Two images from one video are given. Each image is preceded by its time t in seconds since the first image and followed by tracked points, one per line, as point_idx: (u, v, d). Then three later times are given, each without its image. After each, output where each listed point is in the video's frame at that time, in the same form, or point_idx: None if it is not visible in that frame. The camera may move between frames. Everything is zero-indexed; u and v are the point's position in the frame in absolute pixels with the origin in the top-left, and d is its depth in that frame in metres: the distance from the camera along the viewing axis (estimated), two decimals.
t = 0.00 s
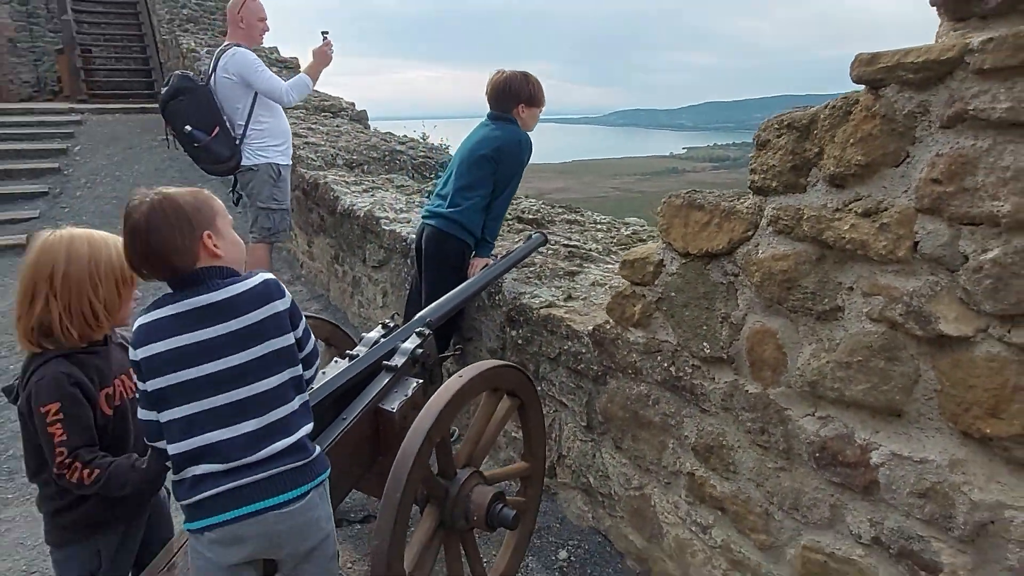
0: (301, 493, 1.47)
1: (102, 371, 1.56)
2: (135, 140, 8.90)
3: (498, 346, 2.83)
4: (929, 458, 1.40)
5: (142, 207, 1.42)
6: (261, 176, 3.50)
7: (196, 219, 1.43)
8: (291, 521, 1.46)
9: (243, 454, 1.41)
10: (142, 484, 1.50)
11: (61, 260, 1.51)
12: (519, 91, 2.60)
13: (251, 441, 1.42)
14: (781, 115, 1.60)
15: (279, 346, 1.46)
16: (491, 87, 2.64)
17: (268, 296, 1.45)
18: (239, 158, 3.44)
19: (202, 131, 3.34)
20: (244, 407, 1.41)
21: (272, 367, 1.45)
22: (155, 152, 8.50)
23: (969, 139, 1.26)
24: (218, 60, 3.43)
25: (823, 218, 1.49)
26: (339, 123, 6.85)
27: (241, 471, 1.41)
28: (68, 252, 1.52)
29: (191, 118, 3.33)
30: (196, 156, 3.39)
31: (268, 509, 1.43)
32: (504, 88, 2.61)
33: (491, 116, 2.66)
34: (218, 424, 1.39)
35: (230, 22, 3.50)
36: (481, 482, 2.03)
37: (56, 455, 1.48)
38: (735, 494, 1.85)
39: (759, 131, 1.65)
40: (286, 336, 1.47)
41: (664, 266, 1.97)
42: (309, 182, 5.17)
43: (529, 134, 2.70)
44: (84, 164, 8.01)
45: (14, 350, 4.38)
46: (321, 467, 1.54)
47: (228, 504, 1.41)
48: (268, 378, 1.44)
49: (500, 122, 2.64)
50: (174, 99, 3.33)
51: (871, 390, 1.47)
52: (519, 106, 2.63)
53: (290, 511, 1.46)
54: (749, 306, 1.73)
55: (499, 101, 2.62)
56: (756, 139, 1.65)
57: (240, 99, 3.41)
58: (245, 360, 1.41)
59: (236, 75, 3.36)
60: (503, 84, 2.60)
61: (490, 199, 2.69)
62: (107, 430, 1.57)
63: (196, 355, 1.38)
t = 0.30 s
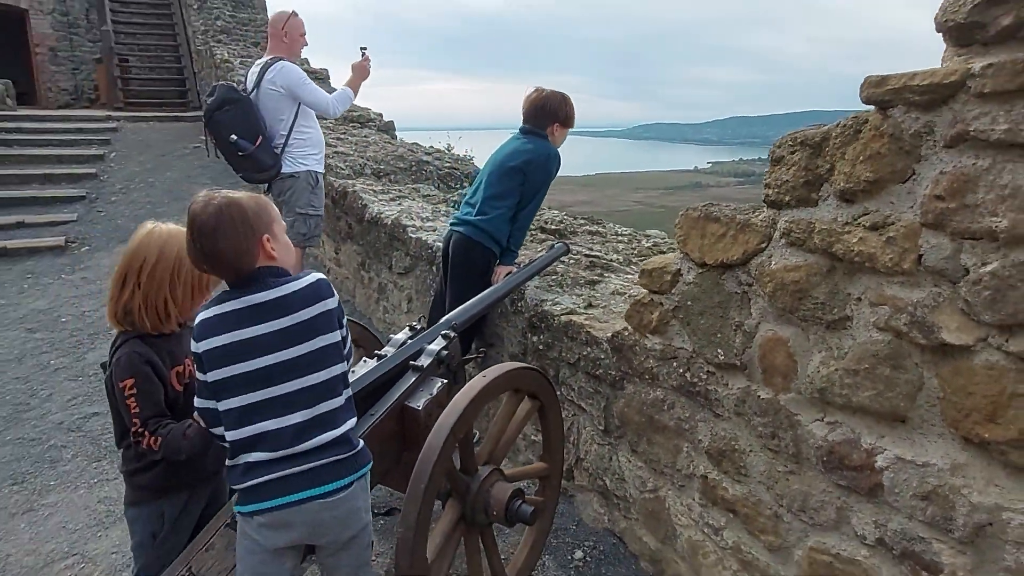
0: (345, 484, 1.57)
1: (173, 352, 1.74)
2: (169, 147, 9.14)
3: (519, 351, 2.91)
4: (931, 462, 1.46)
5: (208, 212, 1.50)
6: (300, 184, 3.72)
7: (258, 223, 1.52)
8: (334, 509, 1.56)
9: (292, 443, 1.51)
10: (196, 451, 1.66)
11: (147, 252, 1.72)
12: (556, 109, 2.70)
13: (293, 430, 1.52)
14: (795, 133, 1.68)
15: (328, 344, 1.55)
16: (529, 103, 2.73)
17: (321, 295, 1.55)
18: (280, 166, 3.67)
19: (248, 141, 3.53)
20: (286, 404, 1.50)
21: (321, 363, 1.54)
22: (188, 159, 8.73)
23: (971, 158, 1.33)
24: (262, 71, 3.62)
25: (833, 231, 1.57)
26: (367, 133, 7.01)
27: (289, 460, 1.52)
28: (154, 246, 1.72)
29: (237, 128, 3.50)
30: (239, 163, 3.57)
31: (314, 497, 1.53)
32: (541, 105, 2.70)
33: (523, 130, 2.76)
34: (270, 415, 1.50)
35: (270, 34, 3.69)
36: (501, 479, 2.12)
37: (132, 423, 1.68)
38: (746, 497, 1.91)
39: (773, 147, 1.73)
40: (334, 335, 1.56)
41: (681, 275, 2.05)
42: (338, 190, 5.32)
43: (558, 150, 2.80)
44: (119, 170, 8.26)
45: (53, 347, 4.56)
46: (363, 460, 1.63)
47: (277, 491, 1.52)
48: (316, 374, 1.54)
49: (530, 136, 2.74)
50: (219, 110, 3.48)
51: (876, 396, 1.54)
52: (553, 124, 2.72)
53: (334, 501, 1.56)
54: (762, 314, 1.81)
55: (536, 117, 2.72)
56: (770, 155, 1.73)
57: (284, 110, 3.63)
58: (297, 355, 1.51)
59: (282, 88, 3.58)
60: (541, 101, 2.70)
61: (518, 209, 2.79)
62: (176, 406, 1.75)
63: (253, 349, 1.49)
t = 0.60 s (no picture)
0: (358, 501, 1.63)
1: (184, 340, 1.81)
2: (182, 149, 9.26)
3: (520, 356, 2.96)
4: (913, 470, 1.49)
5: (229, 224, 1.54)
6: (311, 187, 3.80)
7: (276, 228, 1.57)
8: (346, 527, 1.61)
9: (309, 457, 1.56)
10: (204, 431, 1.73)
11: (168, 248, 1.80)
12: (568, 123, 2.77)
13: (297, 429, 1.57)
14: (786, 146, 1.72)
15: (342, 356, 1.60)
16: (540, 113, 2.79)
17: (341, 307, 1.60)
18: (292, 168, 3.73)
19: (263, 143, 3.58)
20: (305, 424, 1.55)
21: (335, 371, 1.59)
22: (201, 162, 8.84)
23: (952, 174, 1.37)
24: (278, 75, 3.70)
25: (820, 243, 1.61)
26: (378, 138, 7.08)
27: (306, 478, 1.55)
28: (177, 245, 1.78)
29: (253, 131, 3.55)
30: (253, 165, 3.63)
31: (329, 516, 1.58)
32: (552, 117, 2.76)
33: (528, 138, 2.82)
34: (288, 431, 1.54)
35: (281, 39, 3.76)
36: (496, 481, 2.16)
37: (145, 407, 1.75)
38: (736, 503, 1.95)
39: (765, 160, 1.77)
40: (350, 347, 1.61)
41: (677, 283, 2.09)
42: (346, 195, 5.39)
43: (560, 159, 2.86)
44: (133, 171, 8.38)
45: (63, 346, 4.64)
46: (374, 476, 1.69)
47: (291, 508, 1.55)
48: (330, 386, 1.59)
49: (536, 143, 2.79)
50: (236, 112, 3.53)
51: (861, 405, 1.57)
52: (564, 137, 2.80)
53: (347, 518, 1.61)
54: (752, 323, 1.85)
55: (548, 129, 2.78)
56: (762, 167, 1.77)
57: (298, 115, 3.72)
58: (316, 362, 1.56)
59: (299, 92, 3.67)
60: (552, 114, 2.76)
61: (520, 215, 2.84)
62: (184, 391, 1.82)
63: (275, 357, 1.53)
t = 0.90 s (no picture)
0: (309, 559, 1.57)
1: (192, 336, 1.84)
2: (186, 150, 9.31)
3: (514, 358, 2.98)
4: (893, 474, 1.51)
5: (189, 240, 1.39)
6: (310, 190, 3.83)
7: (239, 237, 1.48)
8: None
9: (265, 522, 1.46)
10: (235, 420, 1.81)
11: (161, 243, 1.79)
12: (557, 123, 2.79)
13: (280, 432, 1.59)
14: (772, 152, 1.73)
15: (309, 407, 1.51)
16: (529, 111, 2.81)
17: (311, 353, 1.51)
18: (292, 171, 3.76)
19: (264, 145, 3.61)
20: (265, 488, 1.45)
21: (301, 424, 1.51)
22: (205, 163, 8.89)
23: (931, 181, 1.39)
24: (282, 78, 3.74)
25: (804, 248, 1.63)
26: (380, 140, 7.11)
27: (260, 543, 1.46)
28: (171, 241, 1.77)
29: (255, 133, 3.58)
30: (254, 166, 3.64)
31: None
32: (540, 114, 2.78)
33: (518, 141, 2.84)
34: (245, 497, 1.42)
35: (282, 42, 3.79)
36: (486, 484, 2.18)
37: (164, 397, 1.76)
38: (723, 505, 1.96)
39: (752, 166, 1.79)
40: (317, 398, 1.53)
41: (666, 288, 2.10)
42: (347, 197, 5.42)
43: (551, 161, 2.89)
44: (137, 172, 8.43)
45: (64, 345, 4.68)
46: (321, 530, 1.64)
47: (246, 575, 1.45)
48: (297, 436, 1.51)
49: (529, 146, 2.82)
50: (239, 113, 3.56)
51: (843, 409, 1.59)
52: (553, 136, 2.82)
53: None
54: (739, 328, 1.86)
55: (537, 129, 2.79)
56: (748, 173, 1.78)
57: (300, 118, 3.76)
58: (285, 416, 1.45)
59: (302, 96, 3.71)
60: (541, 112, 2.77)
61: (514, 219, 2.86)
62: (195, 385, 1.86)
63: (244, 410, 1.39)
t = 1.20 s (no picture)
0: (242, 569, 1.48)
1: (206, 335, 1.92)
2: (192, 151, 9.35)
3: (515, 357, 2.98)
4: (890, 471, 1.50)
5: (61, 268, 1.13)
6: (312, 189, 3.84)
7: (138, 221, 1.22)
8: None
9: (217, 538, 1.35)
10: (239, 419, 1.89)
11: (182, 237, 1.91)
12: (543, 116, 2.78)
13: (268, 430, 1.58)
14: (768, 150, 1.73)
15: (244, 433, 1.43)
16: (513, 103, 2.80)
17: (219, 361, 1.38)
18: (294, 170, 3.78)
19: (269, 144, 3.63)
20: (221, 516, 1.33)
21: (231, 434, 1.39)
22: (211, 163, 8.93)
23: (926, 177, 1.38)
24: (286, 77, 3.75)
25: (800, 245, 1.62)
26: (385, 140, 7.13)
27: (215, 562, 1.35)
28: (191, 233, 1.87)
29: (259, 132, 3.59)
30: (257, 164, 3.66)
31: None
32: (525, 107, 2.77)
33: (505, 139, 2.84)
34: (199, 535, 1.28)
35: (287, 43, 3.80)
36: (484, 481, 2.18)
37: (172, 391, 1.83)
38: (721, 503, 1.96)
39: (749, 163, 1.78)
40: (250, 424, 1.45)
41: (665, 286, 2.10)
42: (351, 197, 5.43)
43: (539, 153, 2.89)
44: (144, 173, 8.47)
45: (71, 344, 4.71)
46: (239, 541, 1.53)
47: None
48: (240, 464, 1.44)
49: (516, 141, 2.81)
50: (244, 112, 3.57)
51: (840, 406, 1.59)
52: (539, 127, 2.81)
53: None
54: (737, 325, 1.86)
55: (521, 122, 2.79)
56: (745, 170, 1.78)
57: (303, 118, 3.78)
58: (224, 429, 1.34)
59: (306, 95, 3.73)
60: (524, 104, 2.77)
61: (509, 217, 2.86)
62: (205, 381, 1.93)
63: (197, 427, 1.25)
